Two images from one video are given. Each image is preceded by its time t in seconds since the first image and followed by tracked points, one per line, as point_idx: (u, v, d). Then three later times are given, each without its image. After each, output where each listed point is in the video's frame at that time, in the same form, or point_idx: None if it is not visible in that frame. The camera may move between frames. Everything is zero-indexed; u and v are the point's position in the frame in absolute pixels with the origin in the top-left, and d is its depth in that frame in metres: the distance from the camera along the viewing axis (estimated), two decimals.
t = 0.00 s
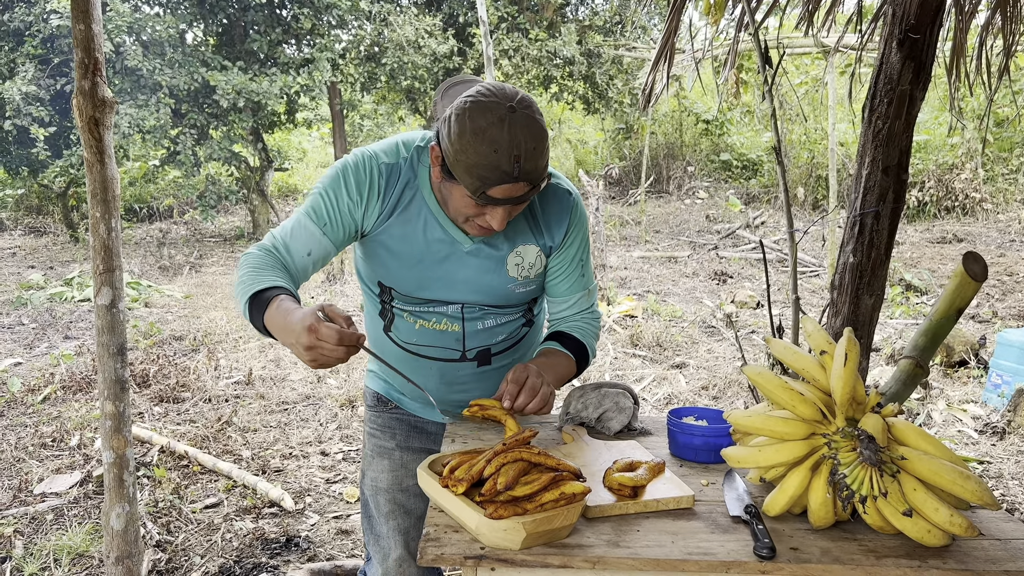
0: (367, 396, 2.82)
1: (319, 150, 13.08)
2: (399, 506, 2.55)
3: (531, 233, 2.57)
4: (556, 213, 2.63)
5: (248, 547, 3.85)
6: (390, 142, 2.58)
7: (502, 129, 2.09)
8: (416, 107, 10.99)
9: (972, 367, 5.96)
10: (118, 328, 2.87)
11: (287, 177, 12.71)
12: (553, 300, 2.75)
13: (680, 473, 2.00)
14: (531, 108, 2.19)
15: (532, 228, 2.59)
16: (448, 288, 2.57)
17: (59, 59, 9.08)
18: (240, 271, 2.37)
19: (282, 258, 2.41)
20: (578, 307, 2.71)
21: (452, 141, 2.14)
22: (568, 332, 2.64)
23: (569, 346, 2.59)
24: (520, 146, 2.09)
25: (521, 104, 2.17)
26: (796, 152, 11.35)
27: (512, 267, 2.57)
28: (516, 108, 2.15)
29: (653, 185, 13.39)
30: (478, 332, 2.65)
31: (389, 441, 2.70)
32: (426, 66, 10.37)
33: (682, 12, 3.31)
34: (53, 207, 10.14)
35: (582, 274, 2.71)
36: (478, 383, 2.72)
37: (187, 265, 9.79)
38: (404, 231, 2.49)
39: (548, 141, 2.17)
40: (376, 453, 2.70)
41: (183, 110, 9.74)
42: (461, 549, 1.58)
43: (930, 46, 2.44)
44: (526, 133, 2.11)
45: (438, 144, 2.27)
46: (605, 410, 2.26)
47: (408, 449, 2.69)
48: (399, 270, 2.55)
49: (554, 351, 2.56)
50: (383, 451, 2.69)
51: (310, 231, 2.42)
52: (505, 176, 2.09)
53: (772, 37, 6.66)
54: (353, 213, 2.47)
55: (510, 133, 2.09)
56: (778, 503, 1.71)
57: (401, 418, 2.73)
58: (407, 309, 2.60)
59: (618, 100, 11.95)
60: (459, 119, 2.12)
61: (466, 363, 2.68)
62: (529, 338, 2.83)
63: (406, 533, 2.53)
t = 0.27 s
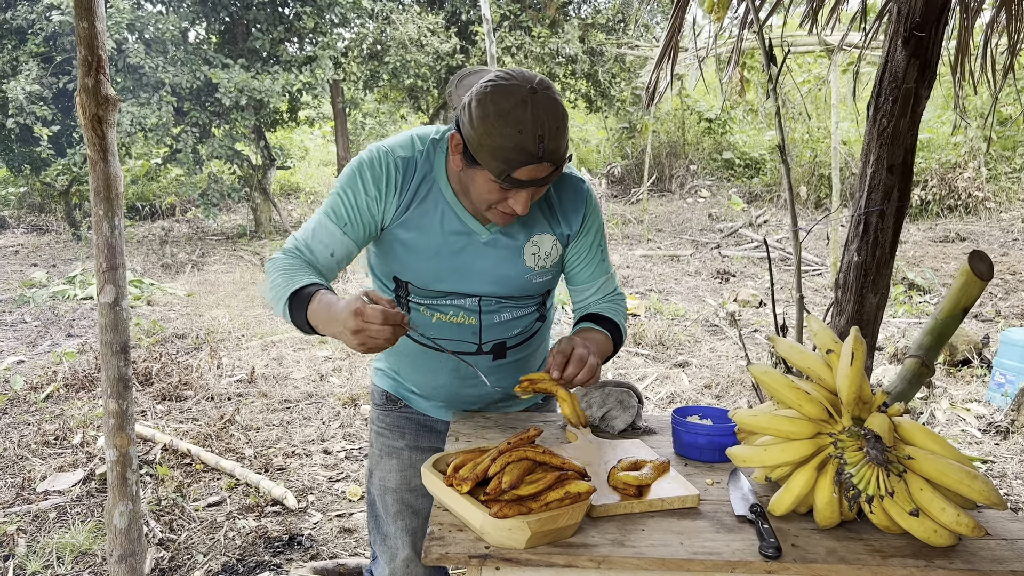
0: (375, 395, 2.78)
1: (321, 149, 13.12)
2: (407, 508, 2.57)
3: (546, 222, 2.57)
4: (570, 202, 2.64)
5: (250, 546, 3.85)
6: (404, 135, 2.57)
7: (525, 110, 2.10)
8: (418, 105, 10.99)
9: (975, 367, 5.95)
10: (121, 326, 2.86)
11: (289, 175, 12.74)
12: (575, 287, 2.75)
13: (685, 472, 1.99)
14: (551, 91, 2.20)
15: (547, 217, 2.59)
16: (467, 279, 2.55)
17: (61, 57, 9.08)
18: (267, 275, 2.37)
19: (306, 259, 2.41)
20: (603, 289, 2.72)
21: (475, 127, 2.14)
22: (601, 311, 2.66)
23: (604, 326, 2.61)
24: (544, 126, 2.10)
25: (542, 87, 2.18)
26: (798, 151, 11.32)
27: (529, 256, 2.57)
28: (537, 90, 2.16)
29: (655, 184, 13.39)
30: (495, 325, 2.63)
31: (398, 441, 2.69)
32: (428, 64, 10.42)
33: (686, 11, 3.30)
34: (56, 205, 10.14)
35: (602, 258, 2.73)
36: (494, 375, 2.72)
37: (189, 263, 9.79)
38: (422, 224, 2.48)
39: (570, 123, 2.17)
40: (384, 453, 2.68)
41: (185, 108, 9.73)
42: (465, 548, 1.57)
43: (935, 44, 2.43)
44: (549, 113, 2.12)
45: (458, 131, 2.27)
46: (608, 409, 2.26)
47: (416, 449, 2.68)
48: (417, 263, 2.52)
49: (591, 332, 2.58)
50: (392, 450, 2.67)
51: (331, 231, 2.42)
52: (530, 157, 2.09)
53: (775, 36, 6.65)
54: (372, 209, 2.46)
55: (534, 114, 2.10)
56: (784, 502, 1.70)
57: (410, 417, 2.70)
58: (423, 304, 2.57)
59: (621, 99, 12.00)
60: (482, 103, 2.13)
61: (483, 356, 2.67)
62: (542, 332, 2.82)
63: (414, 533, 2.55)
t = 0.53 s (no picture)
0: (386, 391, 2.79)
1: (322, 147, 13.14)
2: (416, 503, 2.56)
3: (560, 220, 2.56)
4: (588, 199, 2.62)
5: (251, 544, 3.85)
6: (415, 138, 2.53)
7: (542, 115, 2.08)
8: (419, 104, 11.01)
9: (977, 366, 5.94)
10: (122, 324, 2.85)
11: (290, 173, 12.80)
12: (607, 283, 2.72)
13: (688, 471, 1.98)
14: (566, 94, 2.18)
15: (562, 216, 2.58)
16: (482, 279, 2.54)
17: (62, 55, 9.07)
18: (320, 306, 2.46)
19: (347, 283, 2.49)
20: (636, 283, 2.69)
21: (490, 131, 2.13)
22: (640, 307, 2.62)
23: (650, 320, 2.57)
24: (560, 131, 2.08)
25: (557, 90, 2.16)
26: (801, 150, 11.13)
27: (542, 255, 2.55)
28: (553, 94, 2.14)
29: (656, 183, 13.39)
30: (509, 323, 2.63)
31: (408, 438, 2.70)
32: (429, 62, 10.39)
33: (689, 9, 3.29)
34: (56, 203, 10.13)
35: (628, 252, 2.71)
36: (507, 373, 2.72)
37: (190, 262, 9.78)
38: (438, 227, 2.46)
39: (585, 126, 2.16)
40: (394, 450, 2.69)
41: (186, 106, 9.73)
42: (468, 548, 1.57)
43: (939, 42, 2.42)
44: (565, 118, 2.10)
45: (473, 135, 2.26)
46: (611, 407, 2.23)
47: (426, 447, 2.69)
48: (434, 266, 2.52)
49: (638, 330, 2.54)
50: (402, 447, 2.69)
51: (359, 251, 2.46)
52: (547, 162, 2.08)
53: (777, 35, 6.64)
54: (391, 220, 2.46)
55: (550, 119, 2.08)
56: (788, 501, 1.69)
57: (420, 414, 2.72)
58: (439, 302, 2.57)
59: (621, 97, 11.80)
60: (498, 108, 2.12)
61: (496, 354, 2.69)
62: (554, 331, 2.80)
63: (422, 531, 2.52)
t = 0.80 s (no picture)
0: (397, 386, 2.79)
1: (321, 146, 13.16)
2: (424, 498, 2.55)
3: (571, 217, 2.55)
4: (597, 198, 2.62)
5: (251, 543, 3.85)
6: (427, 133, 2.54)
7: (547, 107, 2.08)
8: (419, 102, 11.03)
9: (976, 365, 5.94)
10: (122, 322, 2.85)
11: (290, 172, 12.84)
12: (604, 284, 2.74)
13: (689, 471, 1.98)
14: (572, 87, 2.17)
15: (572, 213, 2.57)
16: (490, 273, 2.54)
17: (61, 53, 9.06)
18: (335, 296, 2.53)
19: (358, 273, 2.53)
20: (631, 288, 2.70)
21: (496, 124, 2.13)
22: (630, 314, 2.64)
23: (636, 327, 2.58)
24: (565, 122, 2.07)
25: (562, 84, 2.16)
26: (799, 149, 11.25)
27: (552, 251, 2.54)
28: (558, 87, 2.14)
29: (656, 182, 13.40)
30: (518, 320, 2.62)
31: (418, 434, 2.69)
32: (429, 60, 10.36)
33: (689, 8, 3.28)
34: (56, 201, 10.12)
35: (629, 256, 2.71)
36: (516, 370, 2.70)
37: (189, 260, 9.78)
38: (448, 221, 2.46)
39: (592, 118, 2.15)
40: (404, 445, 2.68)
41: (185, 105, 9.72)
42: (469, 547, 1.57)
43: (940, 42, 2.42)
44: (570, 110, 2.09)
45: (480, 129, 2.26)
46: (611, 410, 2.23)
47: (436, 443, 2.67)
48: (441, 259, 2.51)
49: (628, 337, 2.55)
50: (411, 442, 2.67)
51: (370, 244, 2.49)
52: (552, 153, 2.07)
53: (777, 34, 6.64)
54: (401, 213, 2.48)
55: (555, 111, 2.08)
56: (789, 501, 1.69)
57: (429, 411, 2.71)
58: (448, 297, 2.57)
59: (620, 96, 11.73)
60: (504, 101, 2.12)
61: (506, 350, 2.67)
62: (564, 329, 2.79)
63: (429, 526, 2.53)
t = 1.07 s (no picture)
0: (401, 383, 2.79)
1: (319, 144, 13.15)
2: (425, 493, 2.58)
3: (571, 215, 2.55)
4: (598, 196, 2.61)
5: (248, 541, 3.85)
6: (428, 132, 2.54)
7: (541, 106, 2.07)
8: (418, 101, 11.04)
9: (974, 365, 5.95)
10: (120, 321, 2.86)
11: (288, 171, 12.84)
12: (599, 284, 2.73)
13: (686, 469, 1.98)
14: (567, 85, 2.17)
15: (572, 211, 2.56)
16: (491, 272, 2.54)
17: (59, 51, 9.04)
18: (339, 296, 2.54)
19: (363, 273, 2.54)
20: (624, 290, 2.70)
21: (492, 123, 2.13)
22: (620, 316, 2.63)
23: (623, 329, 2.58)
24: (560, 121, 2.07)
25: (557, 82, 2.15)
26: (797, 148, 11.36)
27: (553, 249, 2.54)
28: (553, 86, 2.13)
29: (654, 180, 13.40)
30: (521, 317, 2.61)
31: (422, 431, 2.72)
32: (428, 59, 10.32)
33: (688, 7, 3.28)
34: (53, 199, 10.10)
35: (626, 256, 2.70)
36: (520, 367, 2.69)
37: (188, 259, 9.77)
38: (449, 219, 2.47)
39: (587, 115, 2.14)
40: (408, 442, 2.72)
41: (184, 103, 9.70)
42: (467, 545, 1.57)
43: (938, 41, 2.42)
44: (564, 109, 2.09)
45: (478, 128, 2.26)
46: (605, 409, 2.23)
47: (439, 441, 2.70)
48: (443, 257, 2.52)
49: (618, 338, 2.54)
50: (415, 439, 2.71)
51: (374, 244, 2.50)
52: (547, 152, 2.07)
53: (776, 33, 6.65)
54: (403, 212, 2.48)
55: (550, 110, 2.07)
56: (786, 500, 1.69)
57: (433, 408, 2.71)
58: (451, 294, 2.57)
59: (620, 95, 11.92)
60: (500, 100, 2.11)
61: (508, 348, 2.66)
62: (568, 327, 2.78)
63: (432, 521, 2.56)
